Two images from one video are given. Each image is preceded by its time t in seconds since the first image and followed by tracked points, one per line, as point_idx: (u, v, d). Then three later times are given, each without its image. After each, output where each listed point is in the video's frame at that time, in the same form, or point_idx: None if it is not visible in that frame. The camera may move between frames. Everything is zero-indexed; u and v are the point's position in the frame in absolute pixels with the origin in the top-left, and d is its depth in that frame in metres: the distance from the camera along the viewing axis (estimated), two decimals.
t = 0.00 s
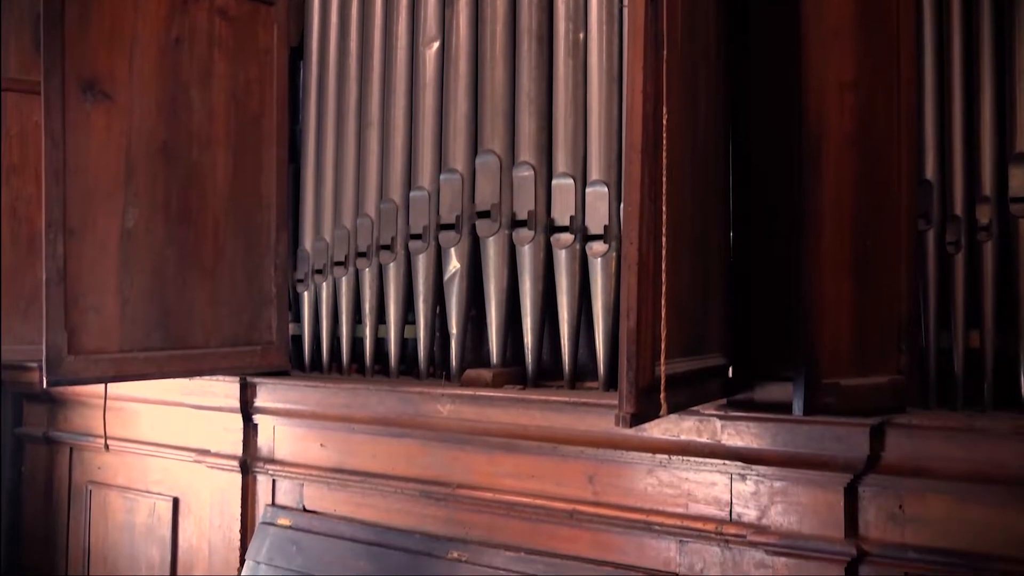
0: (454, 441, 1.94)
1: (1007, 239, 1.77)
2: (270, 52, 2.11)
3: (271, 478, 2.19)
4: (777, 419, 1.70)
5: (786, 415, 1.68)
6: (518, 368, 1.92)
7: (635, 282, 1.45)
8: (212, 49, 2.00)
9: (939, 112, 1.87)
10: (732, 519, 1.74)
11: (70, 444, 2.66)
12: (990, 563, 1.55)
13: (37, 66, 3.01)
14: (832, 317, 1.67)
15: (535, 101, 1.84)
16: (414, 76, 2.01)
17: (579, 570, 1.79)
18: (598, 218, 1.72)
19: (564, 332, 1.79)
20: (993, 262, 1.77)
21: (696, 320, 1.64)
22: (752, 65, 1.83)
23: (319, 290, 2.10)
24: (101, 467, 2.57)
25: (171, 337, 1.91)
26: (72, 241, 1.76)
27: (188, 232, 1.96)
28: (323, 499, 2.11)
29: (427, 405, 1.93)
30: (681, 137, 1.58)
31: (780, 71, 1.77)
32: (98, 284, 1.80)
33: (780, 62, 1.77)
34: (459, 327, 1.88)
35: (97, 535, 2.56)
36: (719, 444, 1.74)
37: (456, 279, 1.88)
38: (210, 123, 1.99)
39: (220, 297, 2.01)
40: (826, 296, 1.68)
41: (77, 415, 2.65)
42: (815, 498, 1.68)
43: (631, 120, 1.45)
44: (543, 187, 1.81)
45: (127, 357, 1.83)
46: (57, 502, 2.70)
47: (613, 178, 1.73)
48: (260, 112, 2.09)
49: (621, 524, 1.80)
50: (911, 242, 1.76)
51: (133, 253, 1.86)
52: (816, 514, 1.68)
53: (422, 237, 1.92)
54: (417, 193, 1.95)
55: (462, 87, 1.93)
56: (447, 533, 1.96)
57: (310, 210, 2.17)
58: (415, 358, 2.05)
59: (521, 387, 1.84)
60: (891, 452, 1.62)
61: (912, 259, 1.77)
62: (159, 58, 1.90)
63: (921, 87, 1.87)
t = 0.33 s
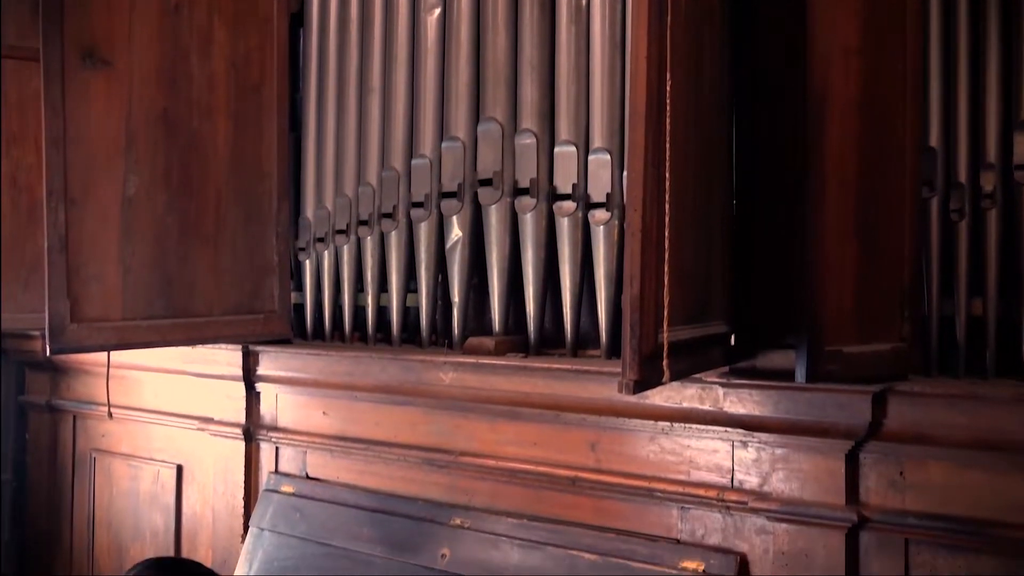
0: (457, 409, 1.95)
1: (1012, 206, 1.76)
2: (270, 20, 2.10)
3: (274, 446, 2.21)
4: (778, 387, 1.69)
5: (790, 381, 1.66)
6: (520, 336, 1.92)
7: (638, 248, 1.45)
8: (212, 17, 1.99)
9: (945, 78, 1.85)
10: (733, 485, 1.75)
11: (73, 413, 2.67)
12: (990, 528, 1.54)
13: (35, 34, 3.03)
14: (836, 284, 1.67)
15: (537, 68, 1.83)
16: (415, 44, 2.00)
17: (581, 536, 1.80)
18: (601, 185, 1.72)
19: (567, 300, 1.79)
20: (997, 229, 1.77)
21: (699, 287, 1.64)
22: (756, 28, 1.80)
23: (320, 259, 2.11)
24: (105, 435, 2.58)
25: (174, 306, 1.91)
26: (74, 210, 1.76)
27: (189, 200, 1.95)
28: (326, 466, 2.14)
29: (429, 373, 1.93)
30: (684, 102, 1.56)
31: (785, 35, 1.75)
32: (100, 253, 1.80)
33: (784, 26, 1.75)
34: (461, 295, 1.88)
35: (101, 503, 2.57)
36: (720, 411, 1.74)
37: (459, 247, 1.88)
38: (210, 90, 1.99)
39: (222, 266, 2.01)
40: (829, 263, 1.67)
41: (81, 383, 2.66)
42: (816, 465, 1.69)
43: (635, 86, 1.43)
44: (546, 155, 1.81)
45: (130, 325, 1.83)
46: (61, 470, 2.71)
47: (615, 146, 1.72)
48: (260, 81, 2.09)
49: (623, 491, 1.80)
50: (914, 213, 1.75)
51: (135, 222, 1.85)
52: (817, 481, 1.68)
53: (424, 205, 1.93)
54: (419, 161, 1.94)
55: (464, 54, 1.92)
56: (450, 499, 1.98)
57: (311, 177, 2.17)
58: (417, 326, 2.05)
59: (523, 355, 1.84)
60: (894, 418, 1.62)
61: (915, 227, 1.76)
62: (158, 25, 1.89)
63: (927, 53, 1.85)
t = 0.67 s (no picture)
0: (459, 377, 1.96)
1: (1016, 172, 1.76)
2: None
3: (277, 414, 2.22)
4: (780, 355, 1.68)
5: (792, 350, 1.65)
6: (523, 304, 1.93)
7: (642, 215, 1.43)
8: None
9: (952, 44, 1.83)
10: (735, 453, 1.75)
11: (75, 381, 2.68)
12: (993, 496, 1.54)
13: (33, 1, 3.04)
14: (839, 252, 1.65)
15: (540, 34, 1.81)
16: (417, 10, 1.99)
17: (583, 504, 1.81)
18: (604, 153, 1.71)
19: (569, 268, 1.78)
20: (1001, 197, 1.77)
21: (701, 255, 1.63)
22: None
23: (322, 227, 2.12)
24: (109, 403, 2.59)
25: (175, 274, 1.91)
26: (74, 178, 1.75)
27: (190, 168, 1.95)
28: (328, 434, 2.15)
29: (432, 341, 1.94)
30: (689, 69, 1.55)
31: None
32: (101, 221, 1.80)
33: None
34: (463, 263, 1.88)
35: (105, 471, 2.59)
36: (723, 379, 1.73)
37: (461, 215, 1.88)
38: (210, 57, 1.98)
39: (224, 234, 2.01)
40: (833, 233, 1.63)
41: (83, 351, 2.66)
42: (818, 433, 1.68)
43: (639, 52, 1.41)
44: (548, 123, 1.79)
45: (132, 294, 1.83)
46: (65, 439, 2.72)
47: (618, 113, 1.71)
48: (260, 49, 2.08)
49: (625, 458, 1.81)
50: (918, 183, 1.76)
51: (136, 189, 1.85)
52: (819, 448, 1.68)
53: (426, 172, 1.93)
54: (422, 129, 1.94)
55: (466, 20, 1.91)
56: (452, 467, 1.99)
57: (312, 145, 2.17)
58: (419, 295, 2.06)
59: (526, 323, 1.84)
60: (895, 387, 1.61)
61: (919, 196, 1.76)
62: None
63: (933, 18, 1.83)
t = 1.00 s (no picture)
0: (460, 346, 1.96)
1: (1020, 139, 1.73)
2: None
3: (278, 383, 2.22)
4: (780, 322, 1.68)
5: (793, 318, 1.65)
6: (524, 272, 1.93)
7: (644, 182, 1.43)
8: None
9: (956, 8, 1.80)
10: (735, 421, 1.74)
11: (78, 350, 2.68)
12: (993, 463, 1.53)
13: None
14: (839, 221, 1.65)
15: None
16: None
17: (583, 471, 1.81)
18: (605, 121, 1.71)
19: (570, 237, 1.78)
20: (1004, 164, 1.75)
21: (704, 222, 1.63)
22: None
23: (322, 195, 2.12)
24: (110, 371, 2.59)
25: (176, 242, 1.92)
26: (74, 147, 1.74)
27: (190, 138, 1.95)
28: (330, 403, 2.16)
29: (433, 310, 1.94)
30: (691, 35, 1.54)
31: None
32: (101, 191, 1.79)
33: None
34: (464, 232, 1.89)
35: (107, 438, 2.60)
36: (724, 347, 1.73)
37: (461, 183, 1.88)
38: (209, 26, 1.97)
39: (224, 203, 2.01)
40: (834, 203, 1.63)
41: (85, 320, 2.66)
42: (818, 401, 1.67)
43: (642, 18, 1.39)
44: (549, 90, 1.78)
45: (133, 263, 1.83)
46: (67, 406, 2.73)
47: (620, 81, 1.70)
48: (260, 15, 2.09)
49: (626, 426, 1.81)
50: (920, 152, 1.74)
51: (136, 157, 1.85)
52: (818, 416, 1.67)
53: (427, 141, 1.92)
54: (422, 96, 1.93)
55: None
56: (453, 435, 1.99)
57: (312, 113, 2.16)
58: (419, 263, 2.07)
59: (526, 291, 1.85)
60: (896, 355, 1.60)
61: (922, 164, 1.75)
62: None
63: None
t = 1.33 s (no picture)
0: (460, 314, 1.96)
1: None
2: None
3: (279, 351, 2.23)
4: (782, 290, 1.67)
5: (796, 287, 1.63)
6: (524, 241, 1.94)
7: (644, 149, 1.41)
8: None
9: None
10: (735, 389, 1.73)
11: (79, 318, 2.68)
12: (994, 432, 1.51)
13: None
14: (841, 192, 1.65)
15: None
16: None
17: (584, 439, 1.82)
18: (606, 89, 1.70)
19: (571, 204, 1.78)
20: (1008, 130, 1.74)
21: (705, 191, 1.61)
22: None
23: (322, 163, 2.12)
24: (112, 340, 2.60)
25: (176, 211, 1.91)
26: (72, 115, 1.74)
27: (189, 106, 1.94)
28: (331, 371, 2.16)
29: (434, 278, 1.95)
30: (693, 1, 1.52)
31: None
32: (100, 159, 1.78)
33: None
34: (465, 201, 1.89)
35: (110, 406, 2.61)
36: (724, 315, 1.72)
37: (462, 151, 1.87)
38: None
39: (224, 172, 2.01)
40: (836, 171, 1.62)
41: (86, 289, 2.66)
42: (818, 369, 1.65)
43: None
44: (550, 57, 1.77)
45: (133, 231, 1.82)
46: (69, 376, 2.74)
47: (622, 48, 1.69)
48: None
49: (625, 394, 1.81)
50: (923, 121, 1.72)
51: (135, 124, 1.84)
52: (818, 384, 1.65)
53: (427, 108, 1.92)
54: (422, 64, 1.92)
55: None
56: (454, 403, 2.00)
57: (312, 79, 2.16)
58: (419, 232, 2.07)
59: (527, 261, 1.85)
60: (896, 323, 1.59)
61: (925, 133, 1.74)
62: None
63: None
